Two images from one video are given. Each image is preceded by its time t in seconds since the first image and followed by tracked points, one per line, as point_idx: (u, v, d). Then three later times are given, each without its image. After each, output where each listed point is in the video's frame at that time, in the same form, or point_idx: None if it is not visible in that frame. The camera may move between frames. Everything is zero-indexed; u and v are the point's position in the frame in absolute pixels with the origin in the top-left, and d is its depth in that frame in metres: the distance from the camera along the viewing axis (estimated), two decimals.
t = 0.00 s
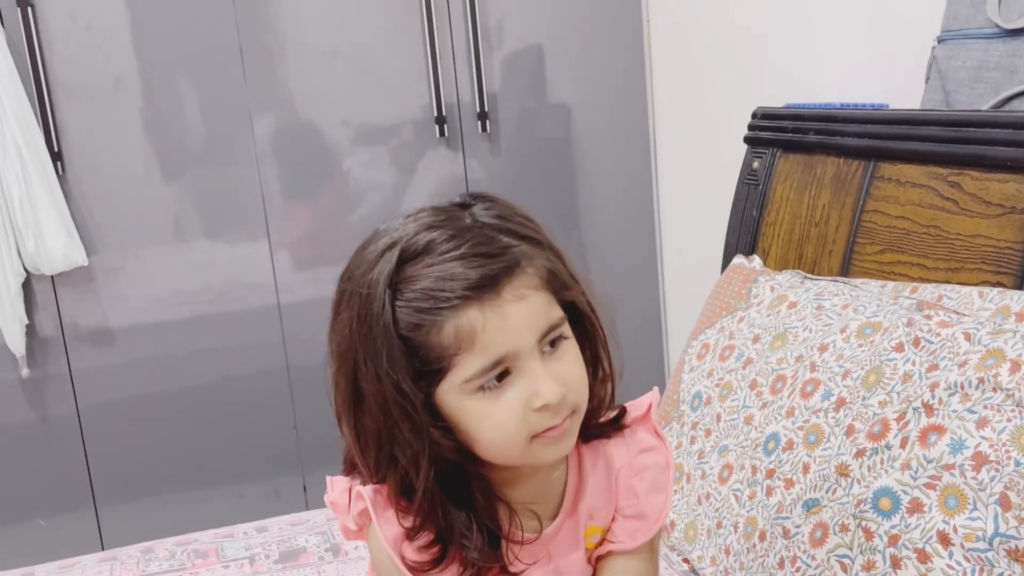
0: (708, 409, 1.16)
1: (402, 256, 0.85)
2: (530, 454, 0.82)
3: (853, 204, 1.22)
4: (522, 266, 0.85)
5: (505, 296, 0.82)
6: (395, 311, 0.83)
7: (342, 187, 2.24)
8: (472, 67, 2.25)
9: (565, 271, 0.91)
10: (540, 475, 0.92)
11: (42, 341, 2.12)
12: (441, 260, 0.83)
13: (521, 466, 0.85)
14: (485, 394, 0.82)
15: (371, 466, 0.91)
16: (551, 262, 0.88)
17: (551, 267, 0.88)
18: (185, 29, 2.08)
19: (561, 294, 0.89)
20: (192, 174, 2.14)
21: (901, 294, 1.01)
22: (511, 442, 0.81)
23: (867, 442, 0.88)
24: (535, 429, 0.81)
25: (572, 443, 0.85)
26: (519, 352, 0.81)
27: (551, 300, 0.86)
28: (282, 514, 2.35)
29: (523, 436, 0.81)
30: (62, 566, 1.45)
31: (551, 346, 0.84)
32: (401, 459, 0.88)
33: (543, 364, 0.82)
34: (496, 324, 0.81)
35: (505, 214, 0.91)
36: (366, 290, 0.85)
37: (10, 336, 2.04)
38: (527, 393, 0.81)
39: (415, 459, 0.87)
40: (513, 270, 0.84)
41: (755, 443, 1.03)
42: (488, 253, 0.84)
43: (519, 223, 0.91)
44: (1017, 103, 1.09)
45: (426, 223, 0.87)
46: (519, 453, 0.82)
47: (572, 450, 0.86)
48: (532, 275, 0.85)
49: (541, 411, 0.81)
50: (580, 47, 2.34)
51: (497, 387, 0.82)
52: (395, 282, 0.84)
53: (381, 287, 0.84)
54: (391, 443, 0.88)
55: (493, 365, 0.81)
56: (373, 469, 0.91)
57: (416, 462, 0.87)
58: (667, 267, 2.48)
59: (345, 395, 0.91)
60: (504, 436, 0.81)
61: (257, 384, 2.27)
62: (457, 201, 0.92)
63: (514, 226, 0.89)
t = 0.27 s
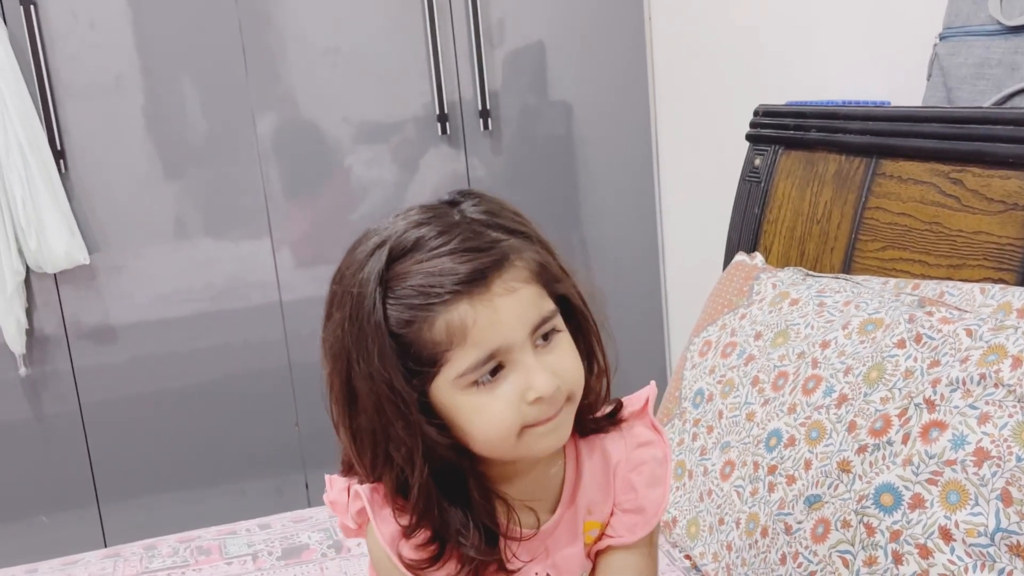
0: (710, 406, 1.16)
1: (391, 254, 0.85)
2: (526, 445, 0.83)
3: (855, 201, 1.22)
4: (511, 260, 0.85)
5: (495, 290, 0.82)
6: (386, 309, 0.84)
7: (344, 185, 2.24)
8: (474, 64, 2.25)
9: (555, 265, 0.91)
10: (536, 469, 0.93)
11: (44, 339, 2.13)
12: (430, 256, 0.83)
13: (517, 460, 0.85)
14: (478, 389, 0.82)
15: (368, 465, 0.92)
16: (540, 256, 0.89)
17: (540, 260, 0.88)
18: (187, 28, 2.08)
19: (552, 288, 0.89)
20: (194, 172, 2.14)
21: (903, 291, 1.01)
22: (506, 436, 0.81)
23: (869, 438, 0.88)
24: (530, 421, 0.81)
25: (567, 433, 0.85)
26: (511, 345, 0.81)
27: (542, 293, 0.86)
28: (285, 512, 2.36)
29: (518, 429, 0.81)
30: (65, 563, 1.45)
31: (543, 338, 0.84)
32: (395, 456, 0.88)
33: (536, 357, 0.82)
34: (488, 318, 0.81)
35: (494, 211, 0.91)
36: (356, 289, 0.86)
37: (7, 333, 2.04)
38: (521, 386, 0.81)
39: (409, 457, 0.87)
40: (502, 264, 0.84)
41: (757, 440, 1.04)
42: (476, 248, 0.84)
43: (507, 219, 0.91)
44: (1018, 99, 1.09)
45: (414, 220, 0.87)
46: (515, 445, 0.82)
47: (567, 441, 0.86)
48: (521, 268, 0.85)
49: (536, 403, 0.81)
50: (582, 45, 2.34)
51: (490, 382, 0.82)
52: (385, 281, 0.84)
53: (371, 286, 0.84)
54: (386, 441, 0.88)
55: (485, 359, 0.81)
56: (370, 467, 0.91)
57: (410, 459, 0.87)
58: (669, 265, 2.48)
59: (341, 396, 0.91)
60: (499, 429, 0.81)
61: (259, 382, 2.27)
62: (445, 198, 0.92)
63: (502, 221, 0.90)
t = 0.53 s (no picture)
0: (708, 407, 1.16)
1: (375, 265, 0.85)
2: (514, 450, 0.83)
3: (854, 203, 1.22)
4: (496, 268, 0.84)
5: (480, 298, 0.82)
6: (373, 320, 0.84)
7: (344, 185, 2.24)
8: (475, 64, 2.25)
9: (543, 271, 0.90)
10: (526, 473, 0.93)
11: (45, 339, 2.13)
12: (414, 266, 0.83)
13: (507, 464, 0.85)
14: (466, 397, 0.82)
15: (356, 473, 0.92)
16: (525, 260, 0.88)
17: (527, 266, 0.87)
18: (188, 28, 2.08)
19: (540, 293, 0.89)
20: (194, 172, 2.14)
21: (901, 293, 1.01)
22: (495, 442, 0.82)
23: (867, 440, 0.88)
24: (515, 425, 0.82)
25: (555, 437, 0.85)
26: (497, 353, 0.81)
27: (528, 298, 0.85)
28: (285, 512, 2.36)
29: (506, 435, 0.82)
30: (66, 563, 1.46)
31: (530, 344, 0.84)
32: (382, 465, 0.89)
33: (522, 363, 0.82)
34: (474, 326, 0.81)
35: (481, 218, 0.91)
36: (343, 300, 0.86)
37: (15, 332, 2.05)
38: (508, 393, 0.81)
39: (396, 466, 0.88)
40: (486, 273, 0.83)
41: (755, 442, 1.04)
42: (460, 256, 0.84)
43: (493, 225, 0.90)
44: (1017, 101, 1.09)
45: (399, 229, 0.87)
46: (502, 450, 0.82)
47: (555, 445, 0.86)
48: (506, 275, 0.85)
49: (524, 410, 0.81)
50: (583, 44, 2.34)
51: (478, 390, 0.82)
52: (371, 292, 0.84)
53: (357, 297, 0.84)
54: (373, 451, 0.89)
55: (471, 365, 0.81)
56: (358, 476, 0.92)
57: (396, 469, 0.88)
58: (669, 265, 2.48)
59: (328, 411, 0.92)
60: (485, 434, 0.81)
61: (260, 382, 2.28)
62: (431, 206, 0.92)
63: (488, 228, 0.89)
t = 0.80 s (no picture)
0: (710, 405, 1.16)
1: (374, 259, 0.87)
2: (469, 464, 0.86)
3: (855, 200, 1.22)
4: (487, 292, 0.84)
5: (460, 324, 0.82)
6: (359, 311, 0.87)
7: (346, 184, 2.25)
8: (477, 62, 2.25)
9: (544, 296, 0.90)
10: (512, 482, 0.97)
11: (49, 337, 2.14)
12: (406, 274, 0.84)
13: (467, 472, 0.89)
14: (432, 408, 0.85)
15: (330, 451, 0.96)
16: (526, 288, 0.87)
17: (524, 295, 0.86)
18: (190, 26, 2.09)
19: (536, 322, 0.88)
20: (197, 171, 2.15)
21: (902, 291, 1.01)
22: (452, 455, 0.85)
23: (867, 438, 0.89)
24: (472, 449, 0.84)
25: (516, 465, 0.87)
26: (467, 377, 0.83)
27: (514, 326, 0.85)
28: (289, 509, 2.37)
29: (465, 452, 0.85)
30: (71, 560, 1.47)
31: (506, 373, 0.85)
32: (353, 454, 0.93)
33: (492, 391, 0.83)
34: (447, 349, 0.82)
35: (499, 235, 0.90)
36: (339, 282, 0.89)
37: (30, 330, 2.07)
38: (471, 417, 0.83)
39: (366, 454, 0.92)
40: (474, 297, 0.83)
41: (756, 440, 1.04)
42: (455, 274, 0.84)
43: (508, 242, 0.89)
44: (1018, 100, 1.09)
45: (408, 228, 0.87)
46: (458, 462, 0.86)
47: (516, 471, 0.88)
48: (497, 303, 0.84)
49: (484, 436, 0.83)
50: (585, 42, 2.34)
51: (445, 404, 0.84)
52: (362, 284, 0.87)
53: (350, 285, 0.87)
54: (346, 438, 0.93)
55: (438, 383, 0.83)
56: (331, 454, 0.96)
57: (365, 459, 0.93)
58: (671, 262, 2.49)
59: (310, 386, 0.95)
60: (442, 447, 0.85)
61: (263, 379, 2.28)
62: (454, 206, 0.92)
63: (499, 245, 0.88)
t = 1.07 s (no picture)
0: (713, 400, 1.16)
1: (392, 238, 0.88)
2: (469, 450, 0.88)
3: (859, 196, 1.22)
4: (502, 280, 0.86)
5: (473, 308, 0.84)
6: (371, 287, 0.88)
7: (349, 180, 2.25)
8: (479, 58, 2.25)
9: (557, 290, 0.92)
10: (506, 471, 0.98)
11: (52, 333, 2.14)
12: (423, 254, 0.86)
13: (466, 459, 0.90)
14: (437, 390, 0.86)
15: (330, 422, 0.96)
16: (538, 280, 0.89)
17: (535, 286, 0.88)
18: (193, 22, 2.09)
19: (544, 314, 0.90)
20: (200, 167, 2.15)
21: (906, 286, 1.01)
22: (452, 439, 0.86)
23: (871, 433, 0.88)
24: (475, 435, 0.86)
25: (515, 455, 0.89)
26: (474, 361, 0.84)
27: (525, 317, 0.87)
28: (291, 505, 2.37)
29: (466, 437, 0.86)
30: (75, 555, 1.47)
31: (512, 361, 0.86)
32: (353, 429, 0.94)
33: (497, 378, 0.85)
34: (457, 331, 0.84)
35: (517, 226, 0.91)
36: (354, 257, 0.90)
37: (29, 326, 2.07)
38: (475, 402, 0.85)
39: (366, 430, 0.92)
40: (489, 283, 0.85)
41: (760, 435, 1.04)
42: (471, 259, 0.85)
43: (524, 234, 0.91)
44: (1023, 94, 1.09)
45: (427, 211, 0.89)
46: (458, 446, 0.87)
47: (515, 460, 0.90)
48: (509, 292, 0.86)
49: (487, 422, 0.85)
50: (588, 38, 2.34)
51: (450, 387, 0.86)
52: (378, 261, 0.88)
53: (365, 260, 0.88)
54: (350, 411, 0.93)
55: (445, 366, 0.85)
56: (331, 425, 0.96)
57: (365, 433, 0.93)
58: (674, 259, 2.48)
59: (318, 357, 0.95)
60: (445, 430, 0.86)
61: (266, 375, 2.29)
62: (474, 193, 0.93)
63: (515, 236, 0.90)
